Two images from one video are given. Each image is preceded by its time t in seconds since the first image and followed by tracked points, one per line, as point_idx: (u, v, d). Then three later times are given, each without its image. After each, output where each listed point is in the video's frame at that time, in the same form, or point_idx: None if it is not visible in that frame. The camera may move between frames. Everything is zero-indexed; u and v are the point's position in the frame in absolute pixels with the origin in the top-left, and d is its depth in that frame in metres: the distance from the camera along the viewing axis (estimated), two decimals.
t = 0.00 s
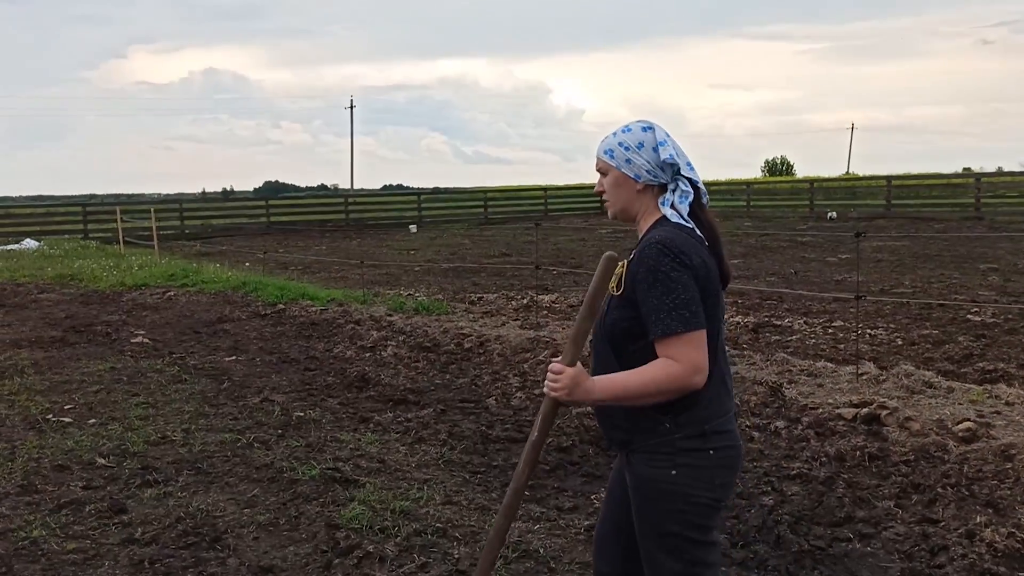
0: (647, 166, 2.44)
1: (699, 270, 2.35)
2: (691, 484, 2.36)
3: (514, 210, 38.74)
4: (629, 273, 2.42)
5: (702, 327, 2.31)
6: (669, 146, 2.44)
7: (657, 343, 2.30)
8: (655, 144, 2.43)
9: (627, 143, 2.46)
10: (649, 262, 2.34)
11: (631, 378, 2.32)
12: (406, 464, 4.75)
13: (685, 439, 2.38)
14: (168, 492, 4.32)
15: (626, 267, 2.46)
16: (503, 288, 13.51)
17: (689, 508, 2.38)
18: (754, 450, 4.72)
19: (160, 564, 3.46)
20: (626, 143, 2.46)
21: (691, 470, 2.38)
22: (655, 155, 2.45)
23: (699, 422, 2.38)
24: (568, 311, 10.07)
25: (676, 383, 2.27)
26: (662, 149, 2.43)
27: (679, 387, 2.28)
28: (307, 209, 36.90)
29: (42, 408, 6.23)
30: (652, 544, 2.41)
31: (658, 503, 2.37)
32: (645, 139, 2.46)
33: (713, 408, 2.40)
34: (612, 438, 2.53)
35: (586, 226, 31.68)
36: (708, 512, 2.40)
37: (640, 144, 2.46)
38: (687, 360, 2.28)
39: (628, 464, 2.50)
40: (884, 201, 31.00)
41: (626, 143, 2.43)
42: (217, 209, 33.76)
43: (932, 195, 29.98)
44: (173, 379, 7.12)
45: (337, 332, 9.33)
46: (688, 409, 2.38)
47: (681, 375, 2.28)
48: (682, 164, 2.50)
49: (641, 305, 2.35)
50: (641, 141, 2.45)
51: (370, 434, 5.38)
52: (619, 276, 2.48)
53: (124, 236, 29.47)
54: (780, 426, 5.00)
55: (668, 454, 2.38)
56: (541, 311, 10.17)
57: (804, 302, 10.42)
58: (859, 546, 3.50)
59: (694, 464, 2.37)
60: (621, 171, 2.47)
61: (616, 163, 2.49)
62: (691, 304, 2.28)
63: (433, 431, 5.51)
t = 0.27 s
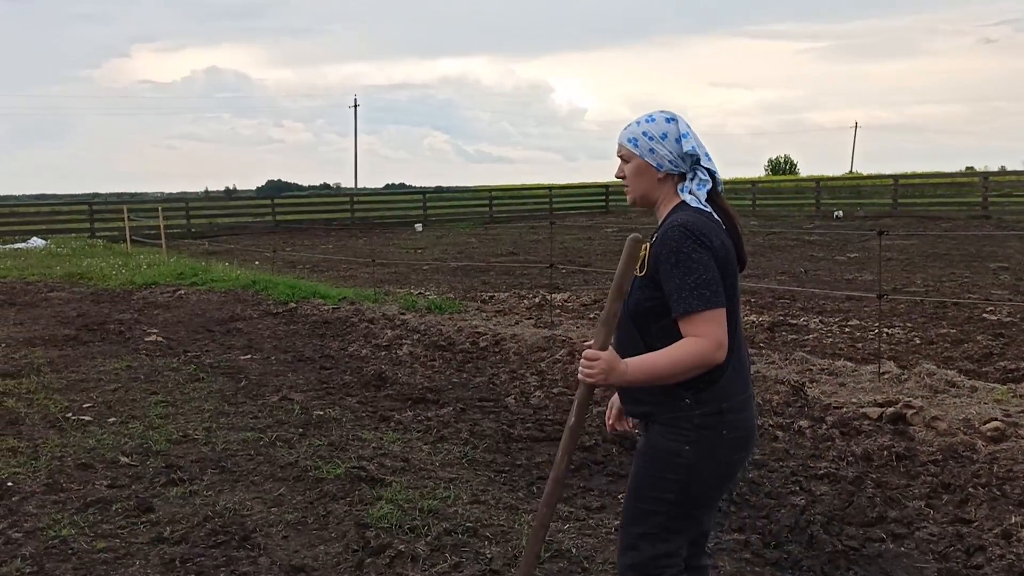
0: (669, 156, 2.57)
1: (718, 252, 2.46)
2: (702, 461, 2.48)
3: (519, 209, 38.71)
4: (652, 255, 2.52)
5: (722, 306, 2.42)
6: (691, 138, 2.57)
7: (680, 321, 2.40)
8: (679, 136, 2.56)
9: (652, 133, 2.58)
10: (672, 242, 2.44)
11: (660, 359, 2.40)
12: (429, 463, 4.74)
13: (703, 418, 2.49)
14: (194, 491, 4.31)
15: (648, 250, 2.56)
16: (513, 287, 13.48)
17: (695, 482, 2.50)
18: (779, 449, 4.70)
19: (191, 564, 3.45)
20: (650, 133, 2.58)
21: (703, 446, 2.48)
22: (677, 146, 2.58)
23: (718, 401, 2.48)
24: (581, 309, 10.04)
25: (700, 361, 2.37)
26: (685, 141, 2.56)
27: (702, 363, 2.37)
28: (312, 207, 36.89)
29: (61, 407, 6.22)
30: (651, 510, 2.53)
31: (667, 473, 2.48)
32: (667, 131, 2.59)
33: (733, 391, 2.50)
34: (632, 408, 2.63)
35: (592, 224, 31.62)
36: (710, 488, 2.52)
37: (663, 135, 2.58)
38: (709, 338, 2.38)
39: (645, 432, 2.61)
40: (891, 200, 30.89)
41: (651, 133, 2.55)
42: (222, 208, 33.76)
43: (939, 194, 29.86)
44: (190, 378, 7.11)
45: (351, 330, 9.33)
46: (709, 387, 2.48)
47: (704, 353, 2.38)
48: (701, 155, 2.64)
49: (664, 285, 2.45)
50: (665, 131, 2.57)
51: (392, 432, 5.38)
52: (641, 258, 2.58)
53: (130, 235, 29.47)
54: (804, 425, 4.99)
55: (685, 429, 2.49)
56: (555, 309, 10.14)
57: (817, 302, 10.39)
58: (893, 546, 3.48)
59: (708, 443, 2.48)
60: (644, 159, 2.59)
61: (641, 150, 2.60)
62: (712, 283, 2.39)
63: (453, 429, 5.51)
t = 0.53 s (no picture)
0: (708, 152, 2.53)
1: (754, 247, 2.42)
2: (718, 457, 2.46)
3: (526, 209, 38.65)
4: (688, 248, 2.48)
5: (758, 302, 2.39)
6: (729, 135, 2.53)
7: (718, 315, 2.37)
8: (718, 132, 2.52)
9: (690, 128, 2.53)
10: (710, 236, 2.40)
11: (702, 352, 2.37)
12: (453, 465, 4.68)
13: (725, 414, 2.45)
14: (216, 493, 4.26)
15: (683, 244, 2.52)
16: (524, 287, 13.43)
17: (709, 475, 2.49)
18: (808, 451, 4.64)
19: (219, 567, 3.41)
20: (688, 128, 2.53)
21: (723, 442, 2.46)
22: (715, 142, 2.54)
23: (743, 397, 2.45)
24: (595, 309, 9.99)
25: (740, 355, 2.35)
26: (724, 138, 2.53)
27: (741, 357, 2.34)
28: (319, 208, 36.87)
29: (78, 407, 6.18)
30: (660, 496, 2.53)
31: (682, 464, 2.47)
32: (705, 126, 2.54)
33: (758, 389, 2.47)
34: (655, 396, 2.60)
35: (599, 225, 31.55)
36: (723, 483, 2.51)
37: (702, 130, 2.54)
38: (750, 331, 2.36)
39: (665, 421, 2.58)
40: (900, 200, 30.76)
41: (690, 128, 2.50)
42: (230, 209, 33.78)
43: (948, 195, 29.73)
44: (206, 379, 7.06)
45: (365, 330, 9.28)
46: (734, 383, 2.45)
47: (743, 347, 2.34)
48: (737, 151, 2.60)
49: (700, 279, 2.41)
50: (703, 127, 2.53)
51: (413, 433, 5.33)
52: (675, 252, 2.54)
53: (138, 235, 29.48)
54: (832, 427, 4.93)
55: (705, 424, 2.46)
56: (569, 310, 10.08)
57: (833, 303, 10.32)
58: (932, 551, 3.42)
59: (727, 439, 2.45)
60: (683, 154, 2.54)
61: (678, 145, 2.55)
62: (750, 278, 2.35)
63: (474, 431, 5.46)
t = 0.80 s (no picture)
0: (725, 147, 2.40)
1: (781, 246, 2.30)
2: (743, 461, 2.32)
3: (530, 208, 38.55)
4: (709, 247, 2.35)
5: (785, 305, 2.26)
6: (749, 128, 2.40)
7: (743, 318, 2.24)
8: (736, 126, 2.38)
9: (706, 122, 2.40)
10: (735, 235, 2.27)
11: (727, 352, 2.25)
12: (473, 466, 4.56)
13: (751, 417, 2.32)
14: (232, 495, 4.15)
15: (705, 242, 2.39)
16: (533, 285, 13.32)
17: (733, 482, 2.36)
18: (837, 453, 4.53)
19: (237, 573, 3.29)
20: (704, 122, 2.40)
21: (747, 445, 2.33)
22: (733, 136, 2.41)
23: (768, 400, 2.32)
24: (607, 308, 9.88)
25: (767, 357, 2.22)
26: (742, 132, 2.39)
27: (767, 360, 2.22)
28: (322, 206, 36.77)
29: (86, 406, 6.07)
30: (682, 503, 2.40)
31: (704, 471, 2.33)
32: (723, 120, 2.41)
33: (784, 391, 2.33)
34: (675, 400, 2.47)
35: (603, 223, 31.44)
36: (748, 489, 2.37)
37: (719, 124, 2.40)
38: (775, 333, 2.23)
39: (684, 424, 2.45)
40: (906, 198, 30.63)
41: (706, 122, 2.37)
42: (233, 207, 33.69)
43: (955, 193, 29.60)
44: (216, 378, 6.96)
45: (375, 329, 9.18)
46: (759, 385, 2.32)
47: (770, 349, 2.22)
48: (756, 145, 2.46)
49: (724, 279, 2.28)
50: (720, 121, 2.40)
51: (429, 434, 5.22)
52: (696, 251, 2.41)
53: (141, 233, 29.38)
54: (860, 428, 4.81)
55: (729, 427, 2.33)
56: (580, 308, 9.97)
57: (847, 301, 10.20)
58: (976, 557, 3.30)
59: (753, 443, 2.32)
60: (698, 150, 2.41)
61: (693, 140, 2.42)
62: (777, 280, 2.23)
63: (491, 431, 5.34)
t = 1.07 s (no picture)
0: (700, 148, 2.36)
1: (767, 247, 2.27)
2: (744, 457, 2.31)
3: (534, 205, 38.48)
4: (693, 253, 2.32)
5: (774, 307, 2.25)
6: (722, 126, 2.34)
7: (732, 325, 2.23)
8: (709, 126, 2.34)
9: (678, 125, 2.36)
10: (718, 242, 2.24)
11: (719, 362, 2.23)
12: (493, 466, 4.51)
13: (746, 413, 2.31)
14: (251, 496, 4.11)
15: (689, 246, 2.36)
16: (542, 283, 13.26)
17: (738, 479, 2.34)
18: (862, 452, 4.48)
19: None
20: (677, 125, 2.37)
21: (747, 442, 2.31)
22: (708, 136, 2.36)
23: (763, 395, 2.31)
24: (618, 305, 9.82)
25: (759, 362, 2.21)
26: (716, 131, 2.34)
27: (759, 365, 2.21)
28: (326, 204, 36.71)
29: (98, 405, 6.02)
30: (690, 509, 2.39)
31: (706, 472, 2.32)
32: (696, 120, 2.36)
33: (779, 384, 2.31)
34: (669, 402, 2.47)
35: (609, 221, 31.37)
36: (755, 485, 2.35)
37: (692, 125, 2.36)
38: (765, 338, 2.22)
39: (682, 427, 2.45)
40: (911, 195, 30.54)
41: (678, 125, 2.34)
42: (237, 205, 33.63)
43: (961, 190, 29.51)
44: (228, 377, 6.91)
45: (385, 327, 9.13)
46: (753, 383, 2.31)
47: (761, 354, 2.21)
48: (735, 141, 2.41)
49: (710, 286, 2.26)
50: (692, 122, 2.36)
51: (446, 433, 5.17)
52: (681, 255, 2.38)
53: (146, 230, 29.32)
54: (884, 427, 4.76)
55: (726, 426, 2.31)
56: (591, 306, 9.91)
57: (860, 298, 10.14)
58: (1011, 560, 3.24)
59: (751, 438, 2.30)
60: (673, 154, 2.38)
61: (668, 145, 2.38)
62: (763, 285, 2.20)
63: (509, 430, 5.30)
